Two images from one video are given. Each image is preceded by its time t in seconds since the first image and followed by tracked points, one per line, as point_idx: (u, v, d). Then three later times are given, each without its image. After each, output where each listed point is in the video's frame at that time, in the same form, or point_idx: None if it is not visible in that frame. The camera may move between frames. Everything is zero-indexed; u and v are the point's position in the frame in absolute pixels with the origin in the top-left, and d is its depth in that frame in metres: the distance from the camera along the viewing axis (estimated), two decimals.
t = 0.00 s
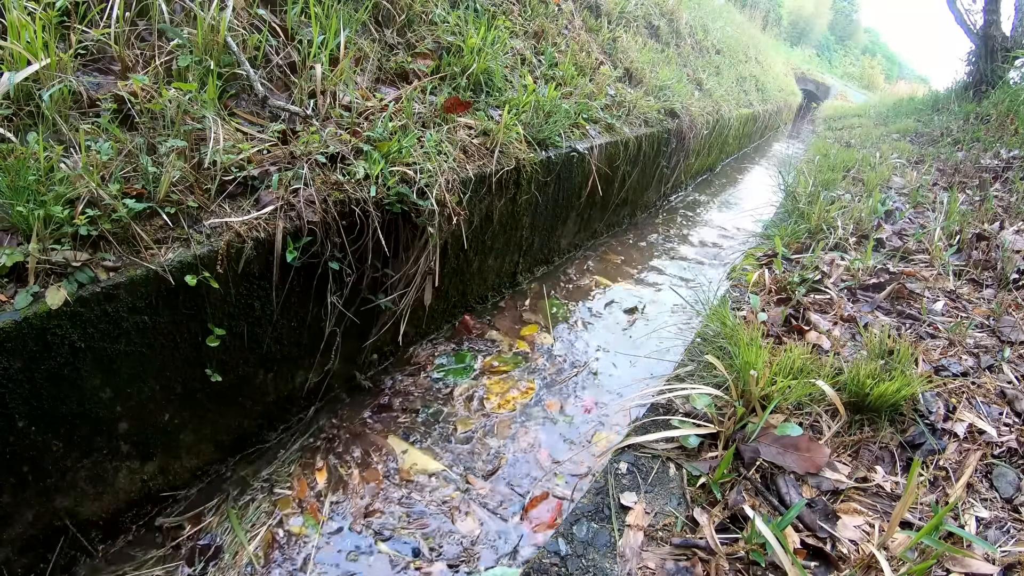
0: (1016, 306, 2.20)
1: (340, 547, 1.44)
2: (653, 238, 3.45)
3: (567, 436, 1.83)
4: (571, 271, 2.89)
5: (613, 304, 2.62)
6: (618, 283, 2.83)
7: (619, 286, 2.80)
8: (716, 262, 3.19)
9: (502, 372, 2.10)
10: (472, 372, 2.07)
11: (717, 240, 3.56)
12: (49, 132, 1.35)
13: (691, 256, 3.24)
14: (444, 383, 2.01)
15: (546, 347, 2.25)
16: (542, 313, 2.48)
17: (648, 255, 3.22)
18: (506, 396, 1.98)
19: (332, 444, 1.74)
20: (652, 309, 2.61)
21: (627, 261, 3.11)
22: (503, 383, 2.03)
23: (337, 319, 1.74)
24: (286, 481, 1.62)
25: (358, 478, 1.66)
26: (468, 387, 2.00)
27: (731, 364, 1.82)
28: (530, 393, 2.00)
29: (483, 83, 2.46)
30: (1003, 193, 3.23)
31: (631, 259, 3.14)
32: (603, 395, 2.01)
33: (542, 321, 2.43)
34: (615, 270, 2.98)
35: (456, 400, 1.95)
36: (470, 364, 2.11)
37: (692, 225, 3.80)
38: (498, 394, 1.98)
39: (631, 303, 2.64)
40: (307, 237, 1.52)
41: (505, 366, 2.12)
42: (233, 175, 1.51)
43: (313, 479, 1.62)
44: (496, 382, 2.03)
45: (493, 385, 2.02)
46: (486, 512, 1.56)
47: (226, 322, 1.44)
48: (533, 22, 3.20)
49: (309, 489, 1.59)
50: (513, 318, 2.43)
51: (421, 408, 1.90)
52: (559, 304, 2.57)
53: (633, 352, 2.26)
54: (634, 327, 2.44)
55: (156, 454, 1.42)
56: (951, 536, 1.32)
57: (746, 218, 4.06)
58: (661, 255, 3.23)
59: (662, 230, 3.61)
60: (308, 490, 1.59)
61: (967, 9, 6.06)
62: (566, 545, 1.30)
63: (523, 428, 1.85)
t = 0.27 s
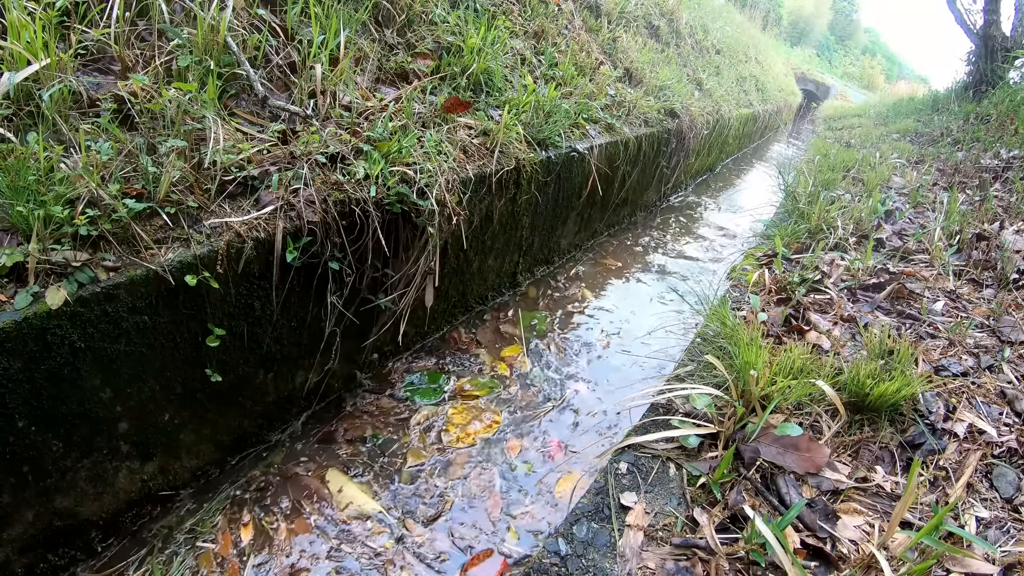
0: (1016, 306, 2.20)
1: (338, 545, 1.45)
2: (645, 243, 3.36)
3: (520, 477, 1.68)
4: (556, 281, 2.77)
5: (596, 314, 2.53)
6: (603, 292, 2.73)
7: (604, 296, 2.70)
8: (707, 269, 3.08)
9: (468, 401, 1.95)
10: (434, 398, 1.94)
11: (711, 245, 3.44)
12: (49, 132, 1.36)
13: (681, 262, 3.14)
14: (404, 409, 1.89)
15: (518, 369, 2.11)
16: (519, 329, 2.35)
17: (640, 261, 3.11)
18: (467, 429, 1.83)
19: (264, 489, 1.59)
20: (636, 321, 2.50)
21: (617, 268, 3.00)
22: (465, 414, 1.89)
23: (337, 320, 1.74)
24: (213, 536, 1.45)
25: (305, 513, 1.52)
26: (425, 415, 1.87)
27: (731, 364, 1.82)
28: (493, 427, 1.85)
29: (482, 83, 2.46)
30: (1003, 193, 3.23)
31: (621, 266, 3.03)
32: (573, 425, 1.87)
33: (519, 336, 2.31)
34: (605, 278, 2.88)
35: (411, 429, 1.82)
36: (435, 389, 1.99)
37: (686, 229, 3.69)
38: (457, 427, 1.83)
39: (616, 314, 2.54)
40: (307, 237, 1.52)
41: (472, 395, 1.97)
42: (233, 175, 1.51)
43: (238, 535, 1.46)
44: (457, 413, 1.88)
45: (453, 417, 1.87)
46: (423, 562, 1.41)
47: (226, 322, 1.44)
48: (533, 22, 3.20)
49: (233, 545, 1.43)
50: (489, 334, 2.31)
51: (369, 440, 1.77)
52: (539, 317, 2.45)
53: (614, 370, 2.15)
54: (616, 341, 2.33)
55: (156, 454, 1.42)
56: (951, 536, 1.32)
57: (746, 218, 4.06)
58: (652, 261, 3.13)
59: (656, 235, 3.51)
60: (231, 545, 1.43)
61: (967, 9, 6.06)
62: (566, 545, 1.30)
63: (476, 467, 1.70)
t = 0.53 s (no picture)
0: (1016, 306, 2.20)
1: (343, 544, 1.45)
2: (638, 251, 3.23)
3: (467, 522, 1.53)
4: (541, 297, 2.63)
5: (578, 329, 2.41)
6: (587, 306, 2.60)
7: (589, 309, 2.58)
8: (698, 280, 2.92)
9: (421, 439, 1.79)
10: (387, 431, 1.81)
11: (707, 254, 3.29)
12: (49, 132, 1.35)
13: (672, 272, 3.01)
14: (353, 443, 1.76)
15: (501, 385, 2.03)
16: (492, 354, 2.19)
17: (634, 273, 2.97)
18: (415, 473, 1.67)
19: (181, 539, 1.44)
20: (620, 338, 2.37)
21: (608, 280, 2.86)
22: (416, 454, 1.73)
23: (337, 320, 1.74)
24: None
25: (248, 553, 1.42)
26: (371, 451, 1.73)
27: (731, 364, 1.82)
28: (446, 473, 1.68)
29: (482, 83, 2.47)
30: (1003, 193, 3.23)
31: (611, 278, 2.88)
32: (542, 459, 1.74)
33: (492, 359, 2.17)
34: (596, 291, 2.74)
35: (352, 468, 1.68)
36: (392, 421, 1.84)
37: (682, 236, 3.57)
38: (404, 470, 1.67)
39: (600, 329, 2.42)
40: (307, 237, 1.52)
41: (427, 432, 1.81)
42: (233, 175, 1.51)
43: None
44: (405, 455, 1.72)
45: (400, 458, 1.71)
46: None
47: (226, 322, 1.44)
48: (533, 22, 3.20)
49: None
50: (461, 359, 2.16)
51: (302, 479, 1.63)
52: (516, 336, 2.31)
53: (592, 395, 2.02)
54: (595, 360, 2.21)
55: (156, 454, 1.42)
56: (951, 536, 1.32)
57: (746, 218, 4.06)
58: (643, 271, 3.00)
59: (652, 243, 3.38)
60: None
61: (967, 9, 6.06)
62: (566, 545, 1.30)
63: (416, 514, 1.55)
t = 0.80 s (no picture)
0: (1016, 306, 2.20)
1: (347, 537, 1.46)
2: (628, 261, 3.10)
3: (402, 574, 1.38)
4: (521, 312, 2.48)
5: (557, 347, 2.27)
6: (569, 322, 2.45)
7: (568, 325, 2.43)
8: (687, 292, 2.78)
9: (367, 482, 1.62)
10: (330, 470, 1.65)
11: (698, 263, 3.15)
12: (49, 132, 1.35)
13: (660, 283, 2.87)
14: (294, 481, 1.61)
15: (501, 386, 2.03)
16: (459, 382, 2.04)
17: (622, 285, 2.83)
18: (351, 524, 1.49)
19: None
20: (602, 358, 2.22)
21: (593, 293, 2.71)
22: (354, 501, 1.55)
23: (336, 320, 1.74)
24: None
25: None
26: (305, 495, 1.56)
27: (731, 364, 1.82)
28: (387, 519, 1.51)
29: (482, 83, 2.47)
30: (1003, 193, 3.23)
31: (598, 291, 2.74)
32: (503, 500, 1.58)
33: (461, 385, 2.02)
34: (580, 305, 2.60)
35: (280, 513, 1.52)
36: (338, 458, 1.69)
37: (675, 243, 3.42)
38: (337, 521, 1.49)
39: (579, 347, 2.27)
40: (307, 237, 1.52)
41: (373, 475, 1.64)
42: (233, 175, 1.51)
43: None
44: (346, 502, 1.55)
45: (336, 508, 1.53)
46: None
47: (225, 322, 1.44)
48: (533, 22, 3.20)
49: None
50: (425, 387, 2.01)
51: (225, 522, 1.48)
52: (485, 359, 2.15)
53: (567, 424, 1.87)
54: (573, 383, 2.07)
55: (156, 455, 1.42)
56: (951, 536, 1.32)
57: (746, 218, 4.06)
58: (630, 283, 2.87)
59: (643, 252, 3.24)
60: None
61: (967, 9, 6.06)
62: (566, 545, 1.30)
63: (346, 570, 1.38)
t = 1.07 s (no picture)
0: (1016, 306, 2.20)
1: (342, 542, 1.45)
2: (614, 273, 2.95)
3: None
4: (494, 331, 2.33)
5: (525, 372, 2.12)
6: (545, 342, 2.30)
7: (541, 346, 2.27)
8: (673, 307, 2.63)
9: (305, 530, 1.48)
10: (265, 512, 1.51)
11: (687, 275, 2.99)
12: (49, 132, 1.35)
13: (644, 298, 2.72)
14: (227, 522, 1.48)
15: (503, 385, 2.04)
16: (420, 414, 1.88)
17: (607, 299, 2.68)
18: None
19: None
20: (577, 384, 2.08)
21: (573, 309, 2.56)
22: (284, 551, 1.41)
23: (336, 320, 1.74)
24: None
25: None
26: (233, 542, 1.42)
27: (731, 364, 1.82)
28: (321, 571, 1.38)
29: (482, 83, 2.47)
30: (1003, 193, 3.23)
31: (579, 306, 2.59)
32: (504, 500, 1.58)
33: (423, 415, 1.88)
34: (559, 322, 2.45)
35: (201, 560, 1.38)
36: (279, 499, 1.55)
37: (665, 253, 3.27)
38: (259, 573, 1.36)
39: (552, 370, 2.13)
40: (307, 237, 1.53)
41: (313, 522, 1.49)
42: (233, 175, 1.51)
43: None
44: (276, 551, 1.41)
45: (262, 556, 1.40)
46: None
47: (226, 322, 1.44)
48: (533, 22, 3.20)
49: None
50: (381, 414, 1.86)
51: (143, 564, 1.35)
52: (448, 385, 2.00)
53: (535, 462, 1.73)
54: (558, 399, 2.00)
55: (156, 455, 1.42)
56: (951, 536, 1.32)
57: (746, 218, 4.06)
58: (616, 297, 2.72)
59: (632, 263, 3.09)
60: None
61: (967, 9, 6.05)
62: (566, 545, 1.30)
63: None
